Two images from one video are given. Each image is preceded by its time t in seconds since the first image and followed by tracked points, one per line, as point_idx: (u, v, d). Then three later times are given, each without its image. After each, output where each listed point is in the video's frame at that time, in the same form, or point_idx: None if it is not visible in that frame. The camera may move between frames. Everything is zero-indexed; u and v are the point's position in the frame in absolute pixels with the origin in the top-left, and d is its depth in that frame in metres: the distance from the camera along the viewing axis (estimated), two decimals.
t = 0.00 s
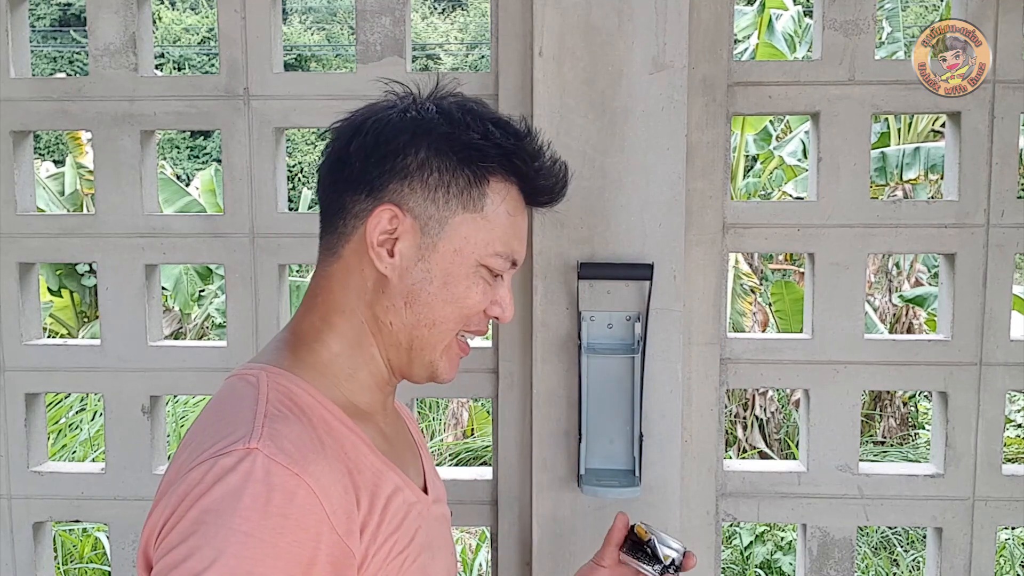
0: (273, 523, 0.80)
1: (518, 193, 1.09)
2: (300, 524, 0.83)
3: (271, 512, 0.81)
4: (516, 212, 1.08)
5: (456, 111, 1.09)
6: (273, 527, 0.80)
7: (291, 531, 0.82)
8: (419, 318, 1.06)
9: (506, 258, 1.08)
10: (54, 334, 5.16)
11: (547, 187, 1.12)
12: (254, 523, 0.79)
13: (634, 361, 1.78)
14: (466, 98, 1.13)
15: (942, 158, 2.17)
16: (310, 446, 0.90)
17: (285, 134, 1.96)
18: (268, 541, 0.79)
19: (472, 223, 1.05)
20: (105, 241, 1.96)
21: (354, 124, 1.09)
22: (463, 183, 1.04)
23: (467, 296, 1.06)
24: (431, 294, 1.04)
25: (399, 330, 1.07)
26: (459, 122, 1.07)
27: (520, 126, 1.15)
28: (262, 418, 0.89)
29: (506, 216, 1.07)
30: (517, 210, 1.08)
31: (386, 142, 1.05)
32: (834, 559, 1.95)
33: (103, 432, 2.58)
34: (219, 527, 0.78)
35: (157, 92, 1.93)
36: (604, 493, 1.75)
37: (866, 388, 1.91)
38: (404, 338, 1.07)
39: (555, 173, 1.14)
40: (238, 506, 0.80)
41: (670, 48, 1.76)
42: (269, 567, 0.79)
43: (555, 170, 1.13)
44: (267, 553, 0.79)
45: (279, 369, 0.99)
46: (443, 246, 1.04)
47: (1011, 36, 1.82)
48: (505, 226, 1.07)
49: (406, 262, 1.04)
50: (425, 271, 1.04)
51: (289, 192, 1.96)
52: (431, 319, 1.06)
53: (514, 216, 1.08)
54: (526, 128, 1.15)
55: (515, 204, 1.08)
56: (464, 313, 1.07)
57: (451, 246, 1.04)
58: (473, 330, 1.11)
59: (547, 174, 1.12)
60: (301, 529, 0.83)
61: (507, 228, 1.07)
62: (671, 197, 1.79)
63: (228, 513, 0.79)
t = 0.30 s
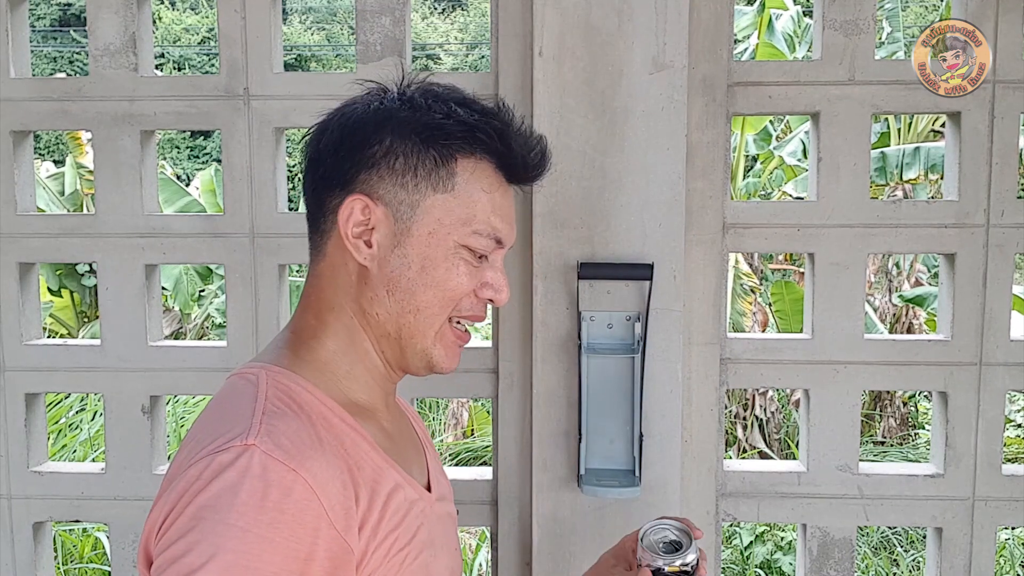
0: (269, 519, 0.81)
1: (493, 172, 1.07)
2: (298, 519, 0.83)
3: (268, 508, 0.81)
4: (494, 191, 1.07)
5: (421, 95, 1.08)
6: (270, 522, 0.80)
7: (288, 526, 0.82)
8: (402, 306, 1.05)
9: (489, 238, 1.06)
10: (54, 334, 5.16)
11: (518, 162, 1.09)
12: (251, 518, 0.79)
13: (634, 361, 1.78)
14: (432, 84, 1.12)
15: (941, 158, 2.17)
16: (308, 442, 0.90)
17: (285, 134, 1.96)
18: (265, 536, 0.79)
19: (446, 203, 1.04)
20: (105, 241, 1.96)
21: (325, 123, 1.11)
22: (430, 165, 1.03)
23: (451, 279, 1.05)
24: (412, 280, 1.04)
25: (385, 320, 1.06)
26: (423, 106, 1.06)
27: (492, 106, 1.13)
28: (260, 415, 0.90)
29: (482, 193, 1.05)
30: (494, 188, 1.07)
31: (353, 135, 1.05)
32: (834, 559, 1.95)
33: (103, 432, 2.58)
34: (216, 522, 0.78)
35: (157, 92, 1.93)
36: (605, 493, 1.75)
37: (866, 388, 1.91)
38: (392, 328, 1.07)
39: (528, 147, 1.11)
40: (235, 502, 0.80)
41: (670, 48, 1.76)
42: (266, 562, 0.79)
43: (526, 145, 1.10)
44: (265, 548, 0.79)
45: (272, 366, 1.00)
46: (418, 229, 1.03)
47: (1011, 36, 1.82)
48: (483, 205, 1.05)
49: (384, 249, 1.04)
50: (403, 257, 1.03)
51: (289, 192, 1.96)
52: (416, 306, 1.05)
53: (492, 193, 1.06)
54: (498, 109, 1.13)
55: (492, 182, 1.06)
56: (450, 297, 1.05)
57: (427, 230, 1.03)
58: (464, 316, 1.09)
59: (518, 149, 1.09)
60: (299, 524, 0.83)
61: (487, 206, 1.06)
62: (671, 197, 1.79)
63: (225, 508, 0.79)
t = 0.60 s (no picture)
0: (270, 508, 0.81)
1: (406, 128, 1.02)
2: (299, 510, 0.83)
3: (270, 497, 0.81)
4: (403, 146, 1.02)
5: (338, 80, 1.08)
6: (270, 512, 0.80)
7: (288, 516, 0.82)
8: (347, 289, 1.03)
9: (413, 196, 1.01)
10: (54, 334, 5.16)
11: (424, 120, 1.02)
12: (252, 507, 0.80)
13: (634, 361, 1.78)
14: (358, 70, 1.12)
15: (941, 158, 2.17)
16: (316, 434, 0.90)
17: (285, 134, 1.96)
18: (263, 525, 0.80)
19: (361, 179, 1.02)
20: (105, 241, 1.96)
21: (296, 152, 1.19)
22: (336, 150, 1.03)
23: (383, 251, 1.00)
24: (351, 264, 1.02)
25: (341, 307, 1.05)
26: (335, 87, 1.06)
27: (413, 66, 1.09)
28: (269, 406, 0.90)
29: (394, 155, 1.02)
30: (405, 143, 1.02)
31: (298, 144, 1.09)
32: (834, 559, 1.95)
33: (103, 432, 2.58)
34: (218, 508, 0.79)
35: (157, 92, 1.93)
36: (604, 493, 1.75)
37: (866, 388, 1.91)
38: (349, 314, 1.05)
39: (438, 100, 1.04)
40: (237, 490, 0.80)
41: (670, 48, 1.76)
42: (264, 551, 0.79)
43: (434, 98, 1.03)
44: (262, 536, 0.79)
45: (280, 360, 1.02)
46: (346, 212, 1.02)
47: (1011, 36, 1.82)
48: (393, 164, 1.01)
49: (329, 242, 1.05)
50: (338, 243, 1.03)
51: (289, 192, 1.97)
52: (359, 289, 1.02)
53: (405, 152, 1.02)
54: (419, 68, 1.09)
55: (403, 142, 1.02)
56: (390, 270, 1.00)
57: (349, 209, 1.02)
58: (422, 292, 1.01)
59: (425, 105, 1.03)
60: (300, 515, 0.83)
61: (401, 164, 1.01)
62: (671, 197, 1.79)
63: (227, 496, 0.80)
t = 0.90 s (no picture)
0: (256, 512, 0.81)
1: (381, 125, 1.02)
2: (286, 513, 0.83)
3: (256, 500, 0.81)
4: (379, 144, 1.02)
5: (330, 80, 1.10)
6: (255, 515, 0.81)
7: (274, 519, 0.82)
8: (338, 289, 1.04)
9: (390, 194, 1.00)
10: (54, 334, 5.15)
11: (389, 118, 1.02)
12: (238, 510, 0.80)
13: (634, 361, 1.78)
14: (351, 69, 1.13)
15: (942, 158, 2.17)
16: (311, 437, 0.90)
17: (285, 134, 1.96)
18: (248, 529, 0.80)
19: (346, 179, 1.03)
20: (105, 241, 1.96)
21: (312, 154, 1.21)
22: (324, 153, 1.05)
23: (365, 250, 1.00)
24: (339, 262, 1.03)
25: (338, 307, 1.06)
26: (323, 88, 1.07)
27: (395, 61, 1.08)
28: (265, 408, 0.91)
29: (371, 153, 1.01)
30: (381, 141, 1.02)
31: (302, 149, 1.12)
32: (834, 559, 1.95)
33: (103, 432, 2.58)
34: (204, 510, 0.80)
35: (158, 92, 1.93)
36: (604, 493, 1.75)
37: (866, 388, 1.91)
38: (344, 313, 1.05)
39: (407, 96, 1.02)
40: (224, 492, 0.81)
41: (670, 48, 1.76)
42: (248, 553, 0.80)
43: (401, 96, 1.02)
44: (248, 539, 0.80)
45: (287, 360, 1.03)
46: (335, 212, 1.04)
47: (1011, 37, 1.82)
48: (370, 164, 1.01)
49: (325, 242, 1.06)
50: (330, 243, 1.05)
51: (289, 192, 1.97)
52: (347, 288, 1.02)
53: (382, 147, 1.02)
54: (402, 63, 1.08)
55: (378, 137, 1.02)
56: (372, 269, 1.00)
57: (336, 210, 1.04)
58: (406, 292, 1.00)
59: (391, 103, 1.02)
60: (287, 518, 0.83)
61: (377, 162, 1.01)
62: (671, 197, 1.79)
63: (213, 498, 0.81)
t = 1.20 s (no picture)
0: (270, 497, 0.81)
1: (439, 148, 1.01)
2: (299, 498, 0.83)
3: (270, 485, 0.82)
4: (434, 165, 1.01)
5: (390, 78, 1.06)
6: (269, 501, 0.81)
7: (288, 505, 0.82)
8: (368, 293, 1.04)
9: (436, 214, 1.01)
10: (54, 334, 5.15)
11: (450, 141, 1.00)
12: (252, 493, 0.80)
13: (634, 361, 1.78)
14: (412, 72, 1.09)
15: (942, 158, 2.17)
16: (324, 428, 0.91)
17: (285, 134, 1.96)
18: (262, 514, 0.80)
19: (393, 189, 1.02)
20: (105, 241, 1.96)
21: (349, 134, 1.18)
22: (373, 155, 1.03)
23: (402, 264, 1.00)
24: (371, 269, 1.03)
25: (363, 310, 1.06)
26: (383, 88, 1.04)
27: (464, 78, 1.05)
28: (279, 396, 0.91)
29: (426, 170, 1.01)
30: (437, 163, 1.01)
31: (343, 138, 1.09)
32: (834, 559, 1.95)
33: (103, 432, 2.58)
34: (219, 494, 0.80)
35: (158, 92, 1.93)
36: (604, 493, 1.75)
37: (866, 388, 1.91)
38: (368, 317, 1.05)
39: (473, 124, 1.01)
40: (238, 476, 0.81)
41: (670, 48, 1.76)
42: (262, 538, 0.80)
43: (468, 123, 1.00)
44: (262, 524, 0.80)
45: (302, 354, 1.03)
46: (375, 218, 1.03)
47: (1011, 37, 1.83)
48: (422, 182, 1.01)
49: (358, 240, 1.06)
50: (365, 245, 1.04)
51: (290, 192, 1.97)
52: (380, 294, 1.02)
53: (438, 166, 1.01)
54: (471, 81, 1.05)
55: (435, 156, 1.01)
56: (406, 285, 1.00)
57: (377, 215, 1.03)
58: (437, 311, 1.01)
59: (455, 127, 1.00)
60: (300, 504, 0.83)
61: (429, 182, 1.01)
62: (671, 197, 1.79)
63: (228, 483, 0.81)
